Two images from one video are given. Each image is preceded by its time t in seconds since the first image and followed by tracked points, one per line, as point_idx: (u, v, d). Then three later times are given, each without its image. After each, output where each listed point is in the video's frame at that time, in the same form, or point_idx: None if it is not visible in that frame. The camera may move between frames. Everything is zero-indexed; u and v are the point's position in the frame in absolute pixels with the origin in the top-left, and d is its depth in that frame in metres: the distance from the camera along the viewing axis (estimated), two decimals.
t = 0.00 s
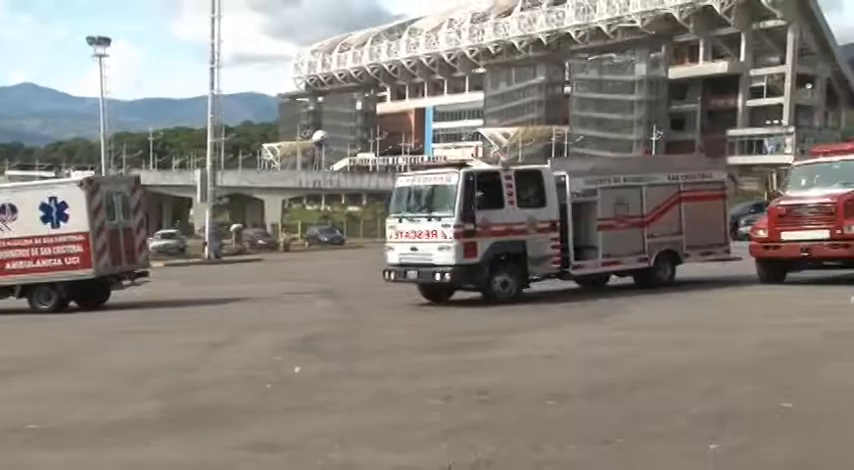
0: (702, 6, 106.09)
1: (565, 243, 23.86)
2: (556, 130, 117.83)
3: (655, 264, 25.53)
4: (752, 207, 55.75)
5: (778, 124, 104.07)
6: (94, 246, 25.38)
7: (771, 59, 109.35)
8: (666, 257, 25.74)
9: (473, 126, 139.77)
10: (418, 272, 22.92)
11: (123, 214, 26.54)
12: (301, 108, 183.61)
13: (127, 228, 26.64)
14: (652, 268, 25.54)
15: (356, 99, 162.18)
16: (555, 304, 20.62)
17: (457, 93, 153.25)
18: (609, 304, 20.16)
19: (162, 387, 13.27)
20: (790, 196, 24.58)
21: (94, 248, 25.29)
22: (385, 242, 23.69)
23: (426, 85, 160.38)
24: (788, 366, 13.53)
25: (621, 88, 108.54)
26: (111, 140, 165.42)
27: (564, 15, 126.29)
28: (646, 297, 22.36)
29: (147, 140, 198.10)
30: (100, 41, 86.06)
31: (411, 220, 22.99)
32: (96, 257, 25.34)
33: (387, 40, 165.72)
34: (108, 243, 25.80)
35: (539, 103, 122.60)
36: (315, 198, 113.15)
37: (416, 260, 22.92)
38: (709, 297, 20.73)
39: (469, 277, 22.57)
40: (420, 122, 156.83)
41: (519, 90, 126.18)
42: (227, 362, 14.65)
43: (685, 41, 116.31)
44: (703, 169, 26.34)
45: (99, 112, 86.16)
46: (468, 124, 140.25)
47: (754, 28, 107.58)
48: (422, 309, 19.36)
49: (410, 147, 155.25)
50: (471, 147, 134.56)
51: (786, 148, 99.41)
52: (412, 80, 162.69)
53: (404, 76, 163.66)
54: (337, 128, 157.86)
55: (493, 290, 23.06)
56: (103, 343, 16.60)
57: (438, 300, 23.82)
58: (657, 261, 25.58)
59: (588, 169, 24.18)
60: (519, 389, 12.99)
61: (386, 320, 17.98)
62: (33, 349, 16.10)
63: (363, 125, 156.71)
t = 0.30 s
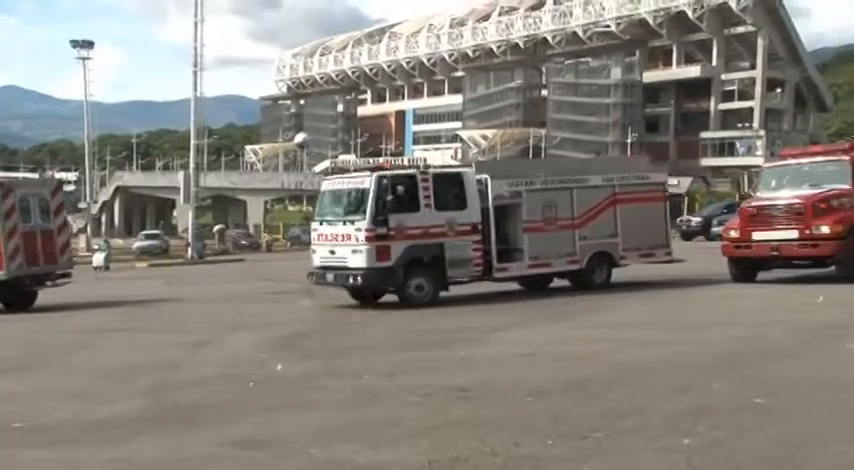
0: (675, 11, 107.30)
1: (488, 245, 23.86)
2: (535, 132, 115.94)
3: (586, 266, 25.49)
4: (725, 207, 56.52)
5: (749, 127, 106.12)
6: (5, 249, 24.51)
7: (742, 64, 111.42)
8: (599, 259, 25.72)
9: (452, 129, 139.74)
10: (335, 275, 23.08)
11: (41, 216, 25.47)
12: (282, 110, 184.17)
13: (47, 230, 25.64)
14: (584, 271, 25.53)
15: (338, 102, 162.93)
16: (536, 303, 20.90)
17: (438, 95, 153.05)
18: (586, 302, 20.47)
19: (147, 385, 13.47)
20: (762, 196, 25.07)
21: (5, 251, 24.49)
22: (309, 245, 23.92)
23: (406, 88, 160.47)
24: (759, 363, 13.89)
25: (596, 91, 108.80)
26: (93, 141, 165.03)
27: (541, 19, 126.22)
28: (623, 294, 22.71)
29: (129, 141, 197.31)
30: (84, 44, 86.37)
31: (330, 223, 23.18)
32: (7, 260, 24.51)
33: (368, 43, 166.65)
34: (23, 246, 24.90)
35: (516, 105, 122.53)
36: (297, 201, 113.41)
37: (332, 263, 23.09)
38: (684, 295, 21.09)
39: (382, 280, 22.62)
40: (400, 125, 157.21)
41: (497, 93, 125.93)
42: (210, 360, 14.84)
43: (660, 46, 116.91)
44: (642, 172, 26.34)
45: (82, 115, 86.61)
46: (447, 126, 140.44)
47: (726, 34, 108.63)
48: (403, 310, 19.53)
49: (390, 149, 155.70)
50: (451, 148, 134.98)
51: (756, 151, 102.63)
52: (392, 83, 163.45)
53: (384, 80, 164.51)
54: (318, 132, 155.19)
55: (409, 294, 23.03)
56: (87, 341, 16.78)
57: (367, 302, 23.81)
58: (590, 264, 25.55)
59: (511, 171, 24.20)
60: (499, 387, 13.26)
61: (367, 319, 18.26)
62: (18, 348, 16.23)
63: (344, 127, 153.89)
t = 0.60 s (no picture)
0: (654, 14, 108.24)
1: (406, 249, 23.55)
2: (515, 133, 114.45)
3: (516, 270, 24.93)
4: (702, 207, 57.00)
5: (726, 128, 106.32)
6: None
7: (718, 66, 112.08)
8: (529, 263, 25.11)
9: (433, 130, 139.78)
10: (247, 278, 23.09)
11: None
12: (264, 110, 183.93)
13: None
14: (513, 274, 24.98)
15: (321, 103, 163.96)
16: (515, 303, 21.01)
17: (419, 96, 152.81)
18: (565, 302, 20.63)
19: (129, 386, 13.48)
20: (739, 196, 25.29)
21: None
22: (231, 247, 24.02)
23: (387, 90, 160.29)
24: (736, 362, 14.04)
25: (576, 92, 108.80)
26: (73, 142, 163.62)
27: (521, 21, 126.91)
28: (600, 294, 22.88)
29: (111, 141, 196.22)
30: (64, 45, 85.82)
31: (244, 226, 23.19)
32: None
33: (349, 45, 166.67)
34: None
35: (497, 106, 121.84)
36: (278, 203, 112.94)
37: (245, 266, 23.08)
38: (660, 294, 21.25)
39: (290, 284, 22.54)
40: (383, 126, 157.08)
41: (478, 94, 125.62)
42: (193, 361, 14.87)
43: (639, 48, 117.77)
44: (579, 172, 25.64)
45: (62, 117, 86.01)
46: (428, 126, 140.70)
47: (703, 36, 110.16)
48: (382, 310, 19.61)
49: (371, 150, 155.68)
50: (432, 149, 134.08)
51: (734, 151, 102.71)
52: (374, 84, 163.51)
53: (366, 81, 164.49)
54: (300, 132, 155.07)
55: (320, 297, 22.94)
56: (68, 342, 16.76)
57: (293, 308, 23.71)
58: (519, 267, 24.98)
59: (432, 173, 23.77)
60: (480, 386, 13.38)
61: (347, 319, 18.33)
62: None
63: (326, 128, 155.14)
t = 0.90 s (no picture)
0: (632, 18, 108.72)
1: (312, 255, 23.40)
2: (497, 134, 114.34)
3: (430, 275, 24.75)
4: (681, 208, 57.47)
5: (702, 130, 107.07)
6: None
7: (695, 70, 114.01)
8: (445, 268, 24.90)
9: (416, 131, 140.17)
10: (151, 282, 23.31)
11: None
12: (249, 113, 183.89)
13: None
14: (428, 279, 24.81)
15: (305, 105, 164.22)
16: (493, 303, 21.24)
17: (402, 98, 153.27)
18: (544, 301, 20.90)
19: (115, 385, 13.62)
20: (716, 198, 25.54)
21: None
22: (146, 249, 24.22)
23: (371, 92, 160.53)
24: (714, 359, 14.35)
25: (556, 95, 109.31)
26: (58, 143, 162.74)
27: (503, 25, 127.24)
28: (579, 294, 23.21)
29: (96, 142, 195.56)
30: (50, 47, 85.63)
31: (150, 228, 23.33)
32: None
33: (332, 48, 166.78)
34: None
35: (479, 108, 122.15)
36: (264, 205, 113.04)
37: (150, 269, 23.30)
38: (638, 294, 21.62)
39: (186, 290, 22.64)
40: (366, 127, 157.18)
41: (460, 97, 126.17)
42: (178, 361, 15.04)
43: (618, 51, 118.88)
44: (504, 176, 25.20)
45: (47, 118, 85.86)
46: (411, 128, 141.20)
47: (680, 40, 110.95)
48: (365, 311, 19.80)
49: (355, 151, 155.95)
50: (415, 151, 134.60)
51: (710, 153, 102.50)
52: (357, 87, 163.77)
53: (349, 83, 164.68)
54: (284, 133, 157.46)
55: (221, 302, 23.02)
56: (53, 341, 16.89)
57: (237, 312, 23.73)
58: (434, 272, 24.77)
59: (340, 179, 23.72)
60: (461, 384, 13.61)
61: (330, 319, 18.53)
62: None
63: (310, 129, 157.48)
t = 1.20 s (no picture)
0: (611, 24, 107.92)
1: (210, 258, 24.06)
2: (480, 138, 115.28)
3: (334, 280, 25.01)
4: (659, 209, 58.03)
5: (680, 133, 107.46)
6: None
7: (672, 74, 113.18)
8: (350, 273, 25.14)
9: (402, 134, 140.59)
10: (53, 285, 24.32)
11: None
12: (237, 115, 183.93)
13: None
14: (333, 285, 25.08)
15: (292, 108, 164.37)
16: (475, 301, 21.63)
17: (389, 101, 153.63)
18: (525, 299, 21.29)
19: (107, 382, 13.94)
20: (691, 199, 25.98)
21: None
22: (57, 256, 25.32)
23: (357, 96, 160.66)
24: (691, 356, 14.78)
25: (538, 99, 109.64)
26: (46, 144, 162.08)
27: (485, 31, 127.91)
28: (561, 292, 23.62)
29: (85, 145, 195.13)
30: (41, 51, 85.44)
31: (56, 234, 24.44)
32: None
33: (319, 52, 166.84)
34: None
35: (462, 112, 122.85)
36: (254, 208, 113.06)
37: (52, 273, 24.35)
38: (618, 292, 22.05)
39: (81, 291, 23.54)
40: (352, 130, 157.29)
41: (443, 100, 126.51)
42: (168, 358, 15.37)
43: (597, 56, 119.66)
44: (412, 182, 25.54)
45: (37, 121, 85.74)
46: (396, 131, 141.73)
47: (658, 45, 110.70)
48: (352, 309, 20.14)
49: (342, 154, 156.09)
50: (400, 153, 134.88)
51: (687, 156, 102.91)
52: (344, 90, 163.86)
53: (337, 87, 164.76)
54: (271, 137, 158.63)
55: (118, 305, 23.81)
56: (44, 340, 17.17)
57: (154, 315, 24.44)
58: (338, 278, 25.06)
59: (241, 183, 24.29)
60: (444, 379, 14.00)
61: (316, 317, 18.88)
62: None
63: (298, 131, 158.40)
